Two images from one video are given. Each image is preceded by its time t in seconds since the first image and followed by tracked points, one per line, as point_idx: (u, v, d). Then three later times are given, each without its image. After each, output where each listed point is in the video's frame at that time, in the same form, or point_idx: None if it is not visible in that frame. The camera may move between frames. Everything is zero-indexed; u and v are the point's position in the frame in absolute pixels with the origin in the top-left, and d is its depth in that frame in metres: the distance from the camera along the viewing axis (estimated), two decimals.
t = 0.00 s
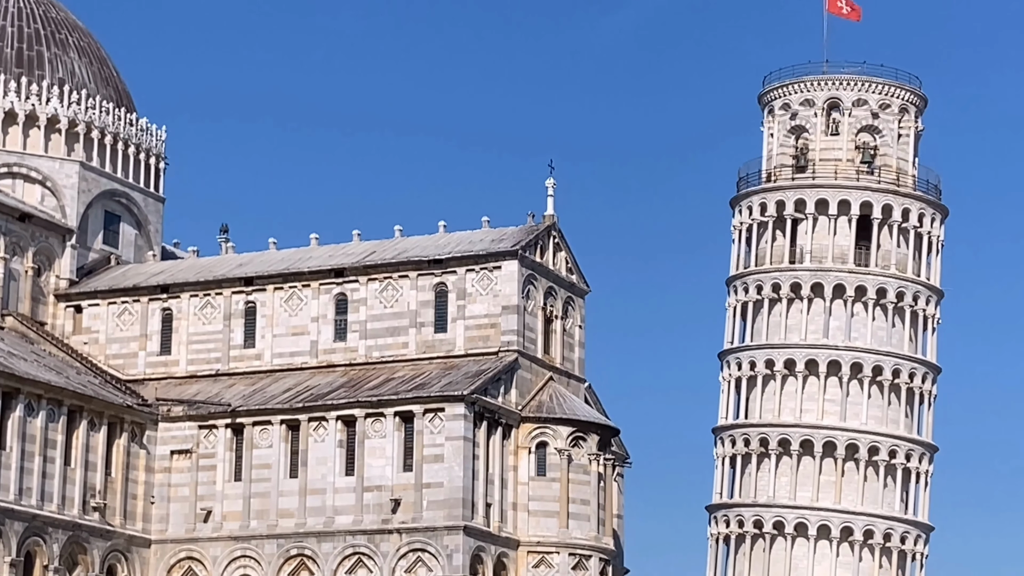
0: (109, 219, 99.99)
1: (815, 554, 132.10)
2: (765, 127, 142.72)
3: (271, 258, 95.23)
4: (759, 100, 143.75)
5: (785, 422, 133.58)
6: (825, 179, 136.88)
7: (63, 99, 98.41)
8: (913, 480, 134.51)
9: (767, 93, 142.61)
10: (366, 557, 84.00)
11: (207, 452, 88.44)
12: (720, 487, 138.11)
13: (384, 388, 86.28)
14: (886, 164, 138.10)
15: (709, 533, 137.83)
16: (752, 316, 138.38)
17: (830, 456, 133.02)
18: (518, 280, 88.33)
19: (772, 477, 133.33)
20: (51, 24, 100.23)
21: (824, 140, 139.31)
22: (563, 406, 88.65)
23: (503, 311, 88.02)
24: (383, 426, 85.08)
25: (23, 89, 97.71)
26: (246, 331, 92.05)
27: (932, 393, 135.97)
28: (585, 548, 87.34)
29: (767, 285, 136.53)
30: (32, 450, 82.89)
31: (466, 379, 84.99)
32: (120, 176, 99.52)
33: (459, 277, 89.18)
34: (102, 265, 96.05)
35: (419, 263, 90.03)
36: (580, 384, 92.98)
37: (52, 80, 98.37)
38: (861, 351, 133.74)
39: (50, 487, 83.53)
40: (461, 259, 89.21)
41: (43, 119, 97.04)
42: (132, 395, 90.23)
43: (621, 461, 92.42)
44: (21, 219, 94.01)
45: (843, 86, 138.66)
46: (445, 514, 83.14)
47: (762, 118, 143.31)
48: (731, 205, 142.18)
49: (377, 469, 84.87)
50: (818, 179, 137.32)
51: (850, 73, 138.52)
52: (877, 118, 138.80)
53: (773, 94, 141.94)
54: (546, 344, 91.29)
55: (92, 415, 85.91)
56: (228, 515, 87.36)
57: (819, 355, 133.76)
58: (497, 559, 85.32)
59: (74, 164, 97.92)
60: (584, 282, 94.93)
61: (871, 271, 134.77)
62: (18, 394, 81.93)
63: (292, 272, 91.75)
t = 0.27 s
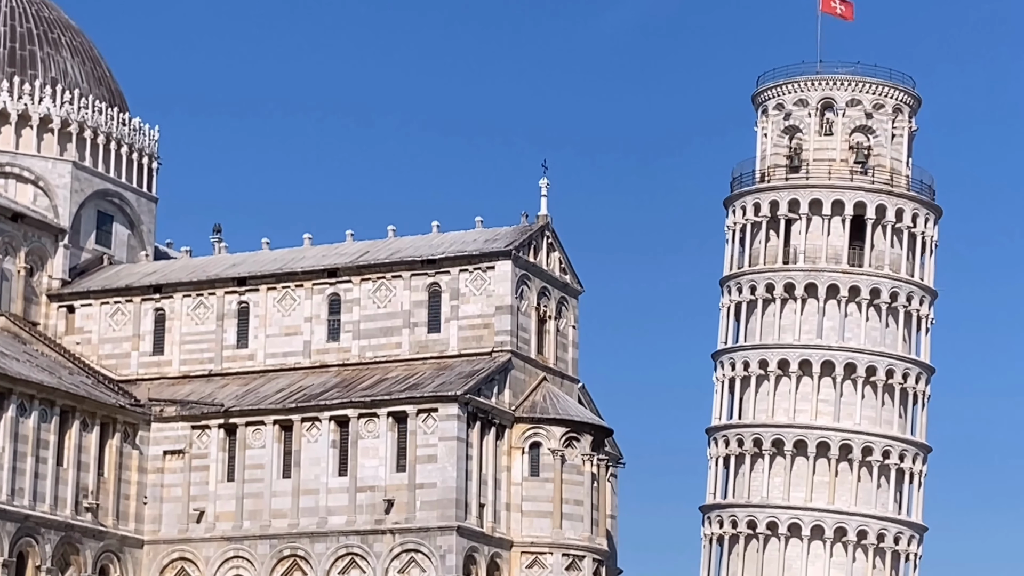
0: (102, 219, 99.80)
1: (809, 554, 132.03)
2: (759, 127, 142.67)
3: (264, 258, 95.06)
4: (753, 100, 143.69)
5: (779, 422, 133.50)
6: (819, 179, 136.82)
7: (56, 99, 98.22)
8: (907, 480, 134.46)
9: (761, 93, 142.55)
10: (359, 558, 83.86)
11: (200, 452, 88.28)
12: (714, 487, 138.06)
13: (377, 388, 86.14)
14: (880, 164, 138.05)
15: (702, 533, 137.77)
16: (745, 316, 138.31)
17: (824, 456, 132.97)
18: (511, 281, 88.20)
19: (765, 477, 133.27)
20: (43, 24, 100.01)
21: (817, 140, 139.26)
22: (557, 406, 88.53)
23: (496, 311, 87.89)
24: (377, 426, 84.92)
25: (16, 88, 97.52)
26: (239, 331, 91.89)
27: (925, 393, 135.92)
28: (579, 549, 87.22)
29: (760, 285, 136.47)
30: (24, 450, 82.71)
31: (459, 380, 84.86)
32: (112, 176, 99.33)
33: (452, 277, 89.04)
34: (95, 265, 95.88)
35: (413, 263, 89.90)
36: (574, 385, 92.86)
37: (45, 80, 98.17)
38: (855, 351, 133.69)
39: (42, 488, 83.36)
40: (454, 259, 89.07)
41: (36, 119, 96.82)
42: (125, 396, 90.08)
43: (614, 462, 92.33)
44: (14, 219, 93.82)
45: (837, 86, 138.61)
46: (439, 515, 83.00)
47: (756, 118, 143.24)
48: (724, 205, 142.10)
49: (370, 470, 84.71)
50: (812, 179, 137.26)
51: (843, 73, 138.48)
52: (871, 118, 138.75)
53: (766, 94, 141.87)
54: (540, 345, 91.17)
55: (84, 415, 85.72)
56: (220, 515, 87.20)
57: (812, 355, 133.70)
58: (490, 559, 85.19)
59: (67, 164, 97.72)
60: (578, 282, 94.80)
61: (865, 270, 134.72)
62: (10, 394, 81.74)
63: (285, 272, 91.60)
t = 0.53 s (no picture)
0: (96, 219, 99.66)
1: (803, 555, 131.95)
2: (753, 127, 142.65)
3: (258, 258, 94.95)
4: (747, 101, 143.66)
5: (773, 423, 133.45)
6: (813, 180, 136.79)
7: (49, 98, 98.06)
8: (901, 481, 134.41)
9: (755, 93, 142.51)
10: (353, 558, 83.73)
11: (194, 453, 88.14)
12: (708, 488, 138.01)
13: (372, 388, 86.03)
14: (874, 164, 138.03)
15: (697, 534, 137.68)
16: (740, 317, 138.27)
17: (818, 456, 132.93)
18: (506, 281, 88.12)
19: (760, 478, 133.19)
20: (37, 23, 99.84)
21: (812, 140, 139.21)
22: (551, 406, 88.44)
23: (490, 311, 87.79)
24: (371, 427, 84.80)
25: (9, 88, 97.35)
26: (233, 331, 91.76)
27: (920, 393, 135.89)
28: (573, 549, 87.11)
29: (755, 286, 136.44)
30: (18, 450, 82.55)
31: (453, 380, 84.76)
32: (106, 175, 99.19)
33: (446, 277, 88.94)
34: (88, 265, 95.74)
35: (407, 263, 89.79)
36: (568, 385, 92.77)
37: (38, 79, 98.02)
38: (849, 352, 133.66)
39: (36, 488, 83.19)
40: (449, 259, 88.97)
41: (29, 118, 96.63)
42: (119, 396, 89.96)
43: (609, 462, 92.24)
44: (7, 219, 93.66)
45: (831, 86, 138.58)
46: (433, 515, 82.88)
47: (750, 119, 143.21)
48: (719, 206, 142.06)
49: (364, 470, 84.58)
50: (806, 179, 137.23)
51: (838, 73, 138.41)
52: (865, 119, 138.72)
53: (761, 94, 141.85)
54: (534, 345, 91.07)
55: (78, 415, 85.56)
56: (214, 515, 87.05)
57: (806, 355, 133.69)
58: (484, 560, 85.06)
59: (60, 164, 97.56)
60: (572, 282, 94.73)
61: (859, 271, 134.70)
62: (4, 393, 81.55)
63: (279, 272, 91.47)
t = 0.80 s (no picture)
0: (89, 218, 99.49)
1: (797, 555, 131.90)
2: (748, 127, 142.60)
3: (251, 258, 94.79)
4: (741, 100, 143.61)
5: (767, 423, 133.42)
6: (807, 179, 136.74)
7: (43, 97, 97.88)
8: (895, 481, 134.38)
9: (749, 92, 142.46)
10: (346, 559, 83.60)
11: (186, 452, 87.99)
12: (702, 487, 137.97)
13: (365, 388, 85.89)
14: (869, 164, 137.97)
15: (690, 534, 137.66)
16: (734, 316, 138.25)
17: (812, 456, 132.90)
18: (499, 280, 88.00)
19: (753, 478, 133.15)
20: (30, 22, 99.62)
21: (806, 140, 139.19)
22: (545, 406, 88.32)
23: (484, 311, 87.67)
24: (364, 426, 84.66)
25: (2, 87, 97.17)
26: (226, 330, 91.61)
27: (913, 393, 135.87)
28: (566, 549, 87.02)
29: (749, 285, 136.40)
30: (11, 450, 82.37)
31: (447, 379, 84.64)
32: (99, 174, 99.01)
33: (440, 277, 88.81)
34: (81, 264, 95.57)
35: (400, 263, 89.65)
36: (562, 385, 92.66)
37: (31, 78, 97.85)
38: (843, 351, 133.62)
39: (28, 488, 83.03)
40: (442, 259, 88.85)
41: (22, 117, 96.43)
42: (111, 396, 89.80)
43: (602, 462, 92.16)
44: None
45: (825, 85, 138.52)
46: (426, 515, 82.76)
47: (744, 118, 143.15)
48: (713, 205, 142.00)
49: (357, 470, 84.45)
50: (800, 179, 137.19)
51: (832, 73, 138.38)
52: (859, 118, 138.67)
53: (755, 94, 141.80)
54: (528, 344, 90.96)
55: (71, 415, 85.39)
56: (207, 515, 86.91)
57: (800, 355, 133.66)
58: (478, 560, 84.95)
59: (53, 163, 97.38)
60: (566, 282, 94.62)
61: (853, 271, 134.65)
62: None
63: (272, 271, 91.31)
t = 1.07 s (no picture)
0: (81, 217, 99.31)
1: (790, 556, 131.81)
2: (741, 127, 142.54)
3: (244, 257, 94.65)
4: (735, 100, 143.54)
5: (760, 423, 133.36)
6: (801, 179, 136.69)
7: (35, 96, 97.68)
8: (888, 481, 134.34)
9: (743, 92, 142.38)
10: (339, 559, 83.46)
11: (179, 452, 87.84)
12: (695, 488, 137.89)
13: (358, 388, 85.76)
14: (862, 164, 137.92)
15: (683, 534, 137.56)
16: (727, 316, 138.19)
17: (805, 456, 132.85)
18: (492, 280, 87.90)
19: (747, 478, 133.07)
20: (22, 21, 99.44)
21: (799, 140, 139.11)
22: (537, 406, 88.22)
23: (477, 311, 87.56)
24: (357, 426, 84.54)
25: None
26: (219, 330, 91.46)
27: (906, 393, 135.82)
28: (560, 549, 86.89)
29: (742, 285, 136.35)
30: (3, 450, 82.17)
31: (440, 379, 84.52)
32: (91, 174, 98.83)
33: (433, 276, 88.69)
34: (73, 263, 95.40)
35: (393, 262, 89.52)
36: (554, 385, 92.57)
37: (24, 77, 97.66)
38: (837, 352, 133.60)
39: (20, 488, 82.82)
40: (435, 259, 88.73)
41: (14, 116, 96.25)
42: (103, 395, 89.64)
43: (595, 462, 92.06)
44: None
45: (819, 86, 138.46)
46: (419, 515, 82.63)
47: (738, 118, 143.07)
48: (706, 205, 141.92)
49: (350, 470, 84.31)
50: (794, 179, 137.14)
51: (825, 73, 138.29)
52: (853, 118, 138.62)
53: (748, 94, 141.74)
54: (521, 344, 90.85)
55: (63, 414, 85.23)
56: (200, 515, 86.75)
57: (794, 355, 133.64)
58: (471, 560, 84.82)
59: (46, 162, 97.18)
60: (559, 282, 94.52)
61: (847, 271, 134.61)
62: None
63: (265, 271, 91.17)
